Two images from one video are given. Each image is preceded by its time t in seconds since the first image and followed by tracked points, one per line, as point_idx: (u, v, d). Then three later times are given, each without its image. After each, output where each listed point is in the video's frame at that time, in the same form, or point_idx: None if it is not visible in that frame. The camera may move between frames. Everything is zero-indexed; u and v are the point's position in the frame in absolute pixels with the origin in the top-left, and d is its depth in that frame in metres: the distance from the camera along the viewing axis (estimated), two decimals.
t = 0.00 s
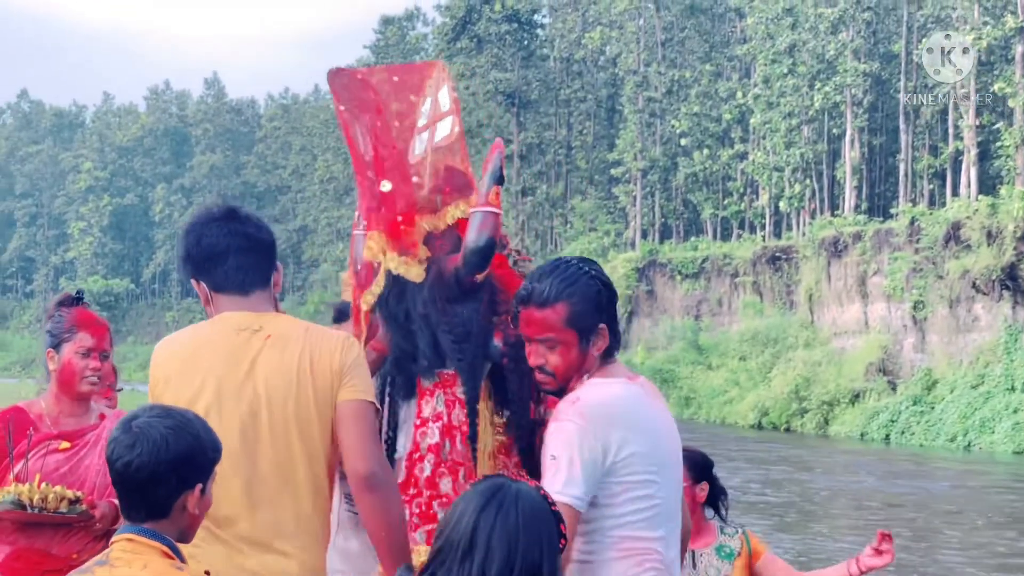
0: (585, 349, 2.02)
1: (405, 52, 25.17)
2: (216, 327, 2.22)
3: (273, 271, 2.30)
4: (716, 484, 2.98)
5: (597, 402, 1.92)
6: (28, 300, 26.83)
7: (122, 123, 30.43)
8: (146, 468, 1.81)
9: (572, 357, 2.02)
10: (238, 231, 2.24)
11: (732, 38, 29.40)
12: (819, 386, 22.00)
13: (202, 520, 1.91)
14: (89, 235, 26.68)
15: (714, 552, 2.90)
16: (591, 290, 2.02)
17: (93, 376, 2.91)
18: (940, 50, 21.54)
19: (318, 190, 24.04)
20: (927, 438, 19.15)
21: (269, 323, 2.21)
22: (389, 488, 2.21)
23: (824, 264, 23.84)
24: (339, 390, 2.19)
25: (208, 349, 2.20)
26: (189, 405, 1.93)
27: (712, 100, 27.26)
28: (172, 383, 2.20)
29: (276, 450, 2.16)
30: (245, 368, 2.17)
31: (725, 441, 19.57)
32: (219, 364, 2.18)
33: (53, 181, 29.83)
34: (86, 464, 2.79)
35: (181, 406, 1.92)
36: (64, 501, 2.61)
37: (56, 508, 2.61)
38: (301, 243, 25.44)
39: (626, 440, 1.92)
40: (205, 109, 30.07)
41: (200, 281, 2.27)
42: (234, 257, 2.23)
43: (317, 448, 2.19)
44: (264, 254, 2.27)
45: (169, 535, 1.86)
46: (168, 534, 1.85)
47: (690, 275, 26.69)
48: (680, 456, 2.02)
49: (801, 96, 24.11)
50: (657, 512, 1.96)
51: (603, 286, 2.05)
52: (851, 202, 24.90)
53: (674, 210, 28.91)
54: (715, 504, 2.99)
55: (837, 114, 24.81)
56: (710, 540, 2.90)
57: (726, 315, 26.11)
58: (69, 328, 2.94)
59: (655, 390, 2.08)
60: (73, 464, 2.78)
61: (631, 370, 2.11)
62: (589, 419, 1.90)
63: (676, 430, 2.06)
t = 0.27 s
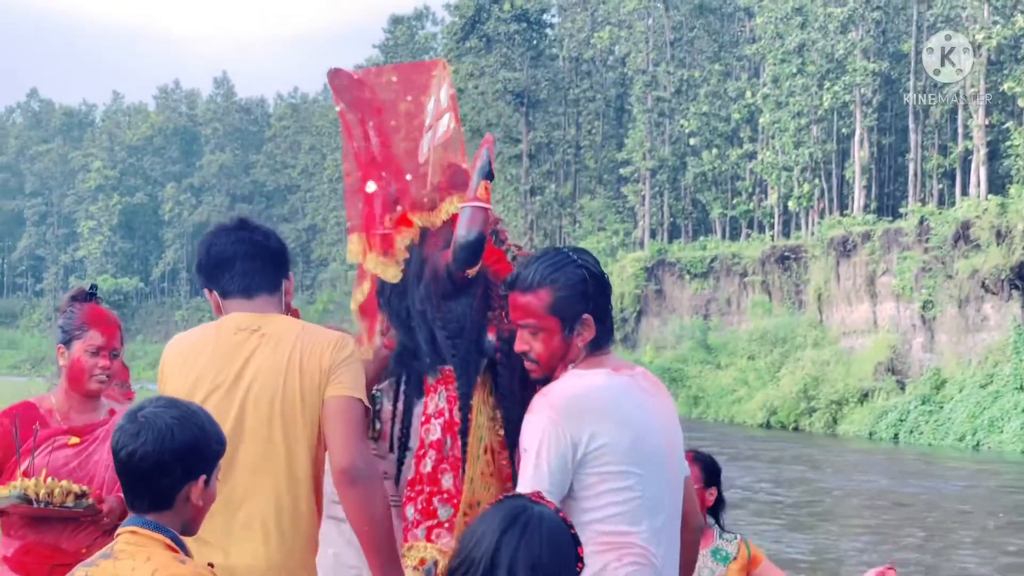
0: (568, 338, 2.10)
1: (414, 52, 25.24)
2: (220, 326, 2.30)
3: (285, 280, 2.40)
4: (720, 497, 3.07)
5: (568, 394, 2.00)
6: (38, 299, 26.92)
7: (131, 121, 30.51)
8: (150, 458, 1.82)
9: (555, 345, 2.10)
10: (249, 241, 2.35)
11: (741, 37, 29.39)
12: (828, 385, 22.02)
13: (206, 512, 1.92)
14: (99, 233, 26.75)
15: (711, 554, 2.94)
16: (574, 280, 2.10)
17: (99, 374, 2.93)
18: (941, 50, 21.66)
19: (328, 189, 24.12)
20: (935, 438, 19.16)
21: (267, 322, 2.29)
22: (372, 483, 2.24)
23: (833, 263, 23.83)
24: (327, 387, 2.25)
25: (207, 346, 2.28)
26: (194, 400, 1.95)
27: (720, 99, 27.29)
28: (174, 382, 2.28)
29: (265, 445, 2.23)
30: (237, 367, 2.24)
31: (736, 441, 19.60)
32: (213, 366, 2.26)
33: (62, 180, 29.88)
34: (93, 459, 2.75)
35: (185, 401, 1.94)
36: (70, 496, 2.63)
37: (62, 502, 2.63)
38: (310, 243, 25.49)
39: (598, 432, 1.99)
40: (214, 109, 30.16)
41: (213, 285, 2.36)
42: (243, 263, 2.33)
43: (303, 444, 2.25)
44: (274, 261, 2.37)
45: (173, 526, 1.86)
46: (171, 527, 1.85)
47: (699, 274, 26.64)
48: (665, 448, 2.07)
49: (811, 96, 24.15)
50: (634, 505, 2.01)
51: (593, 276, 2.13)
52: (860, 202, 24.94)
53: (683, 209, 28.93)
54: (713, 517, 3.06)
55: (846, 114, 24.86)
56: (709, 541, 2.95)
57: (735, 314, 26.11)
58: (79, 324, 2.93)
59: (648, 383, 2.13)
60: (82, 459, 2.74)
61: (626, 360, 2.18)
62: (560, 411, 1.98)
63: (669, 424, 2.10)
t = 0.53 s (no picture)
0: (557, 330, 2.05)
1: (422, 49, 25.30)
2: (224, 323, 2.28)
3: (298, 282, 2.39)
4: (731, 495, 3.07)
5: (553, 385, 1.96)
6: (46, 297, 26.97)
7: (139, 118, 30.60)
8: (157, 450, 1.81)
9: (545, 337, 2.06)
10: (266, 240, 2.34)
11: (748, 35, 29.40)
12: (836, 382, 22.03)
13: (213, 507, 1.91)
14: (106, 231, 26.82)
15: (718, 550, 2.96)
16: (565, 269, 2.05)
17: (108, 373, 2.95)
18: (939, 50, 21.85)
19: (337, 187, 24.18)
20: (943, 435, 19.18)
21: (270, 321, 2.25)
22: (358, 481, 2.14)
23: (840, 261, 23.82)
24: (318, 383, 2.19)
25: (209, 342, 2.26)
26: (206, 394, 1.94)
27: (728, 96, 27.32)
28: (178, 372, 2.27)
29: (256, 441, 2.18)
30: (234, 359, 2.21)
31: (744, 438, 19.64)
32: (210, 361, 2.23)
33: (69, 177, 29.95)
34: (100, 454, 2.74)
35: (193, 396, 1.93)
36: (75, 492, 2.60)
37: (66, 499, 2.59)
38: (318, 241, 25.56)
39: (582, 423, 1.95)
40: (221, 106, 30.24)
41: (220, 282, 2.35)
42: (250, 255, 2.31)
43: (292, 442, 2.19)
44: (288, 259, 2.36)
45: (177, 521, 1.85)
46: (175, 521, 1.84)
47: (706, 272, 26.61)
48: (659, 436, 2.02)
49: (818, 92, 24.21)
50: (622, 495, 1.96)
51: (584, 269, 2.08)
52: (867, 199, 24.98)
53: (690, 207, 28.97)
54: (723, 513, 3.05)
55: (853, 111, 24.88)
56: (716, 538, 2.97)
57: (743, 311, 26.13)
58: (89, 322, 2.94)
59: (644, 373, 2.07)
60: (89, 455, 2.74)
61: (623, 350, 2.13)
62: (546, 402, 1.95)
63: (665, 413, 2.05)
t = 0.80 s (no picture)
0: (546, 319, 2.05)
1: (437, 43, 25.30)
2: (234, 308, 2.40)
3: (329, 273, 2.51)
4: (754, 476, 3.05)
5: (537, 375, 1.98)
6: (62, 292, 27.05)
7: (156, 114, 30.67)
8: (184, 438, 1.82)
9: (535, 326, 2.05)
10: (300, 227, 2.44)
11: (763, 28, 29.32)
12: (852, 376, 21.98)
13: (240, 498, 1.92)
14: (122, 226, 26.90)
15: (750, 539, 2.97)
16: (556, 257, 2.05)
17: (129, 371, 2.89)
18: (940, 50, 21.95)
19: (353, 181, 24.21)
20: (960, 429, 19.12)
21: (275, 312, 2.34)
22: (345, 467, 2.21)
23: (856, 254, 23.77)
24: (313, 371, 2.28)
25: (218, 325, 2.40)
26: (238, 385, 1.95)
27: (743, 89, 27.28)
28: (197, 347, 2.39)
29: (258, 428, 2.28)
30: (235, 348, 2.32)
31: (761, 431, 19.63)
32: (217, 347, 2.35)
33: (85, 172, 30.03)
34: (118, 447, 2.79)
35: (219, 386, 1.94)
36: (90, 482, 2.65)
37: (81, 489, 2.65)
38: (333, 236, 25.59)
39: (564, 410, 1.96)
40: (236, 100, 30.29)
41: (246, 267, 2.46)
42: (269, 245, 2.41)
43: (283, 432, 2.29)
44: (315, 247, 2.46)
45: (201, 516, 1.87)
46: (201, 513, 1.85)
47: (722, 266, 26.48)
48: (648, 423, 2.00)
49: (833, 85, 24.13)
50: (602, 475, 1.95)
51: (572, 255, 2.07)
52: (883, 192, 24.95)
53: (706, 200, 28.96)
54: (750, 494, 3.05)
55: (869, 104, 24.82)
56: (745, 527, 2.98)
57: (758, 305, 26.08)
58: (113, 318, 2.88)
59: (637, 361, 2.06)
60: (107, 448, 2.78)
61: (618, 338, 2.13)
62: (527, 389, 1.97)
63: (656, 400, 2.03)
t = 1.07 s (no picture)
0: (541, 313, 2.46)
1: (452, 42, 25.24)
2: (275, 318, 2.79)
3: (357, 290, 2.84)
4: (771, 483, 3.38)
5: (526, 368, 2.38)
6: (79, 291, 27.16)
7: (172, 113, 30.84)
8: (215, 433, 2.06)
9: (530, 320, 2.47)
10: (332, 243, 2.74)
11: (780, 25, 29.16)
12: (869, 374, 21.93)
13: (262, 492, 2.15)
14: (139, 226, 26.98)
15: (773, 551, 3.20)
16: (554, 258, 2.45)
17: (147, 367, 3.18)
18: (940, 50, 21.99)
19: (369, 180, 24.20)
20: (977, 428, 19.06)
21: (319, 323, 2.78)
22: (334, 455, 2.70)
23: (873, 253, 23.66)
24: (314, 368, 2.77)
25: (282, 319, 2.80)
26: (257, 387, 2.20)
27: (758, 89, 27.25)
28: (256, 340, 2.79)
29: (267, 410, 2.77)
30: (244, 347, 2.80)
31: (777, 431, 19.58)
32: (231, 348, 2.83)
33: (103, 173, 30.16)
34: (136, 444, 3.09)
35: (247, 387, 2.20)
36: (105, 479, 2.96)
37: (96, 485, 2.96)
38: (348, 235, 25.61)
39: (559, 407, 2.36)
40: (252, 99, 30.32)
41: (277, 268, 2.94)
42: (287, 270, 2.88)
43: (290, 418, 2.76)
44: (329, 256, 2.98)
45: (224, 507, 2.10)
46: (224, 508, 2.08)
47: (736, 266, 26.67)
48: (640, 420, 2.40)
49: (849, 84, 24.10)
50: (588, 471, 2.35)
51: (576, 260, 2.49)
52: (900, 190, 24.89)
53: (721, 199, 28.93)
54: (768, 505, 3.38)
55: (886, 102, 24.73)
56: (766, 538, 3.22)
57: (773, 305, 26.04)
58: (134, 318, 3.15)
59: (632, 356, 2.47)
60: (125, 444, 3.08)
61: (614, 336, 2.53)
62: (519, 385, 2.37)
63: (647, 395, 2.43)
